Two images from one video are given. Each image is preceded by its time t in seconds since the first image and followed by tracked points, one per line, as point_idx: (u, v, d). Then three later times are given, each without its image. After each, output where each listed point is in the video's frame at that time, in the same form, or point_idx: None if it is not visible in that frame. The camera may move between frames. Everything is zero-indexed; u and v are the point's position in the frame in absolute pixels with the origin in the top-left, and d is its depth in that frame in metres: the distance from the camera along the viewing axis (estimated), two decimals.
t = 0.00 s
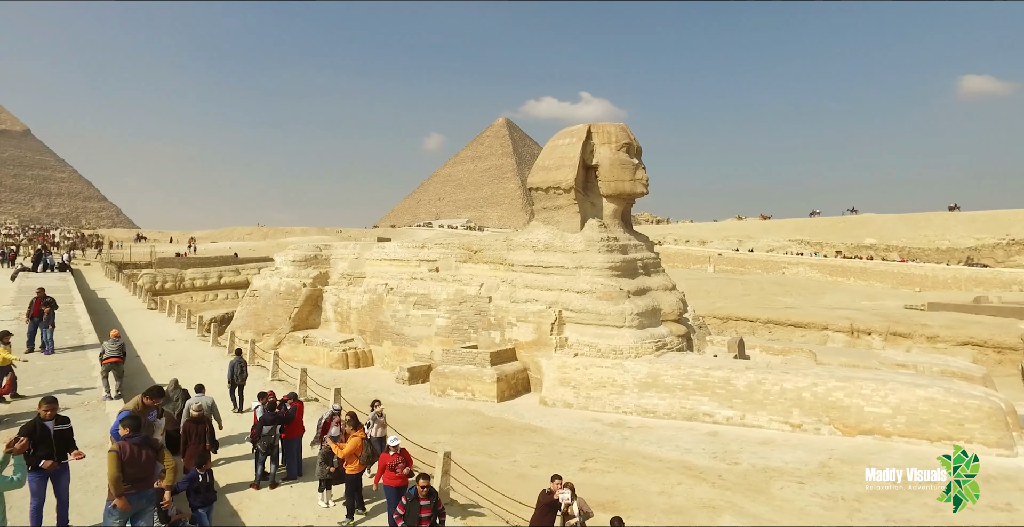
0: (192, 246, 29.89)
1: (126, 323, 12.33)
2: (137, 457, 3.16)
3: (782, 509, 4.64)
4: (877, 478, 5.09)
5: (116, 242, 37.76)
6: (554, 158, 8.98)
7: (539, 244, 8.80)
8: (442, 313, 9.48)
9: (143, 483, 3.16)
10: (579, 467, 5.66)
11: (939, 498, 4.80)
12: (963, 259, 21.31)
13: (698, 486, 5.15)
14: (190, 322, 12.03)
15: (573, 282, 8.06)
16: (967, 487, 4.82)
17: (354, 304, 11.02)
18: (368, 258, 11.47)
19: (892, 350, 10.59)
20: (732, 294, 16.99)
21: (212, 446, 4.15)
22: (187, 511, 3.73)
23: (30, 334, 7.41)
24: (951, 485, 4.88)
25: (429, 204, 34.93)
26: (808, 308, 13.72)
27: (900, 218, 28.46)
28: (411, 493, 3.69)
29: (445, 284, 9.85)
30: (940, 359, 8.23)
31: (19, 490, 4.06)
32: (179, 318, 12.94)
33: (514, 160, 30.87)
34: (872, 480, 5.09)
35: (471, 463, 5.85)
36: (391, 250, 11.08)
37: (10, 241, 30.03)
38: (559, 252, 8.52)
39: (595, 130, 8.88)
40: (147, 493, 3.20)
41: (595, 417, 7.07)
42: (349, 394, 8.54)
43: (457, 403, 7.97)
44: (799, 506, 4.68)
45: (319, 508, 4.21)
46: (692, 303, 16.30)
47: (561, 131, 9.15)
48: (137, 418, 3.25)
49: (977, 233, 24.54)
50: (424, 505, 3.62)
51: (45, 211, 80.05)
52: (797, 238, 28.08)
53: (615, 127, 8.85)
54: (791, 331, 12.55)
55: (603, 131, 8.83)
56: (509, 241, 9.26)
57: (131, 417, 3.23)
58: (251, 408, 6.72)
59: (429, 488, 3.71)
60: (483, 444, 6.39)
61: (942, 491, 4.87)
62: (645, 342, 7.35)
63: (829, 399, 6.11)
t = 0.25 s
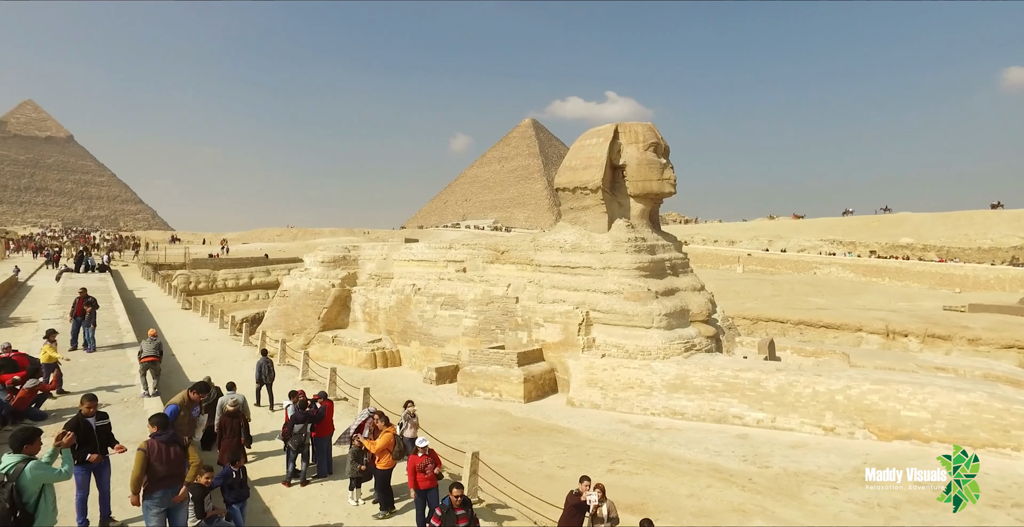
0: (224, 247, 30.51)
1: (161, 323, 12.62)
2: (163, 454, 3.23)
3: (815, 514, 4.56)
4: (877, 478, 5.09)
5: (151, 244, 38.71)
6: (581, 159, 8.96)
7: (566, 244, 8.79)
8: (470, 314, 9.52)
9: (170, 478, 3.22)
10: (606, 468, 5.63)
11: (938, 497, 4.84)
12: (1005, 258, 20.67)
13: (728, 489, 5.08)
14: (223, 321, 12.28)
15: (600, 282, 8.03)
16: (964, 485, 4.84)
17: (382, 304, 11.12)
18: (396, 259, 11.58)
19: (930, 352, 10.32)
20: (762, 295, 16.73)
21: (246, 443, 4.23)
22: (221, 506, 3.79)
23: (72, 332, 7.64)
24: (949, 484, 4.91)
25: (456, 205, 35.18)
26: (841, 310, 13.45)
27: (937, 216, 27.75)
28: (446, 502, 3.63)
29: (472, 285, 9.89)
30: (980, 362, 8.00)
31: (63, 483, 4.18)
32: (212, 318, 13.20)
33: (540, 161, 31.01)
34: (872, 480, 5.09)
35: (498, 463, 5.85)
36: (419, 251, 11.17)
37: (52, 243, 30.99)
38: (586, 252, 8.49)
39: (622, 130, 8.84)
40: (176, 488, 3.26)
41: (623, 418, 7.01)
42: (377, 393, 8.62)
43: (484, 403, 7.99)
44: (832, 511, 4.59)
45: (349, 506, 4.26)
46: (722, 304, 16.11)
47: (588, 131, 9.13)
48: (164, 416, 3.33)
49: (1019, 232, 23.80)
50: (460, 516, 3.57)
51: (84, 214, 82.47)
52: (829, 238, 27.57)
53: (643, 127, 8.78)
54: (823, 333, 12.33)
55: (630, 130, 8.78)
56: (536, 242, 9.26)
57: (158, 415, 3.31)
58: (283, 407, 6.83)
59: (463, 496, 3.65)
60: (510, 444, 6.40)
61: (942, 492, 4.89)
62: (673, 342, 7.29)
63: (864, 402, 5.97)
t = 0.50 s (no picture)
0: (256, 248, 31.12)
1: (197, 323, 12.91)
2: (191, 451, 3.30)
3: (850, 520, 4.47)
4: (877, 478, 5.17)
5: (187, 245, 39.66)
6: (609, 159, 8.93)
7: (595, 245, 8.76)
8: (498, 314, 9.54)
9: (201, 475, 3.29)
10: (635, 471, 5.59)
11: (938, 496, 4.89)
12: None
13: (760, 493, 5.01)
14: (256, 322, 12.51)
15: (628, 283, 7.99)
16: (964, 485, 4.89)
17: (411, 305, 11.21)
18: (424, 260, 11.66)
19: (971, 356, 10.03)
20: (794, 296, 16.44)
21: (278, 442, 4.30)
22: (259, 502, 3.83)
23: (113, 331, 7.86)
24: (950, 483, 4.96)
25: (484, 206, 35.39)
26: (876, 311, 13.16)
27: (978, 215, 26.96)
28: (483, 509, 3.57)
29: (500, 285, 9.91)
30: None
31: (105, 478, 4.30)
32: (245, 318, 13.45)
33: (568, 162, 31.11)
34: (872, 480, 5.17)
35: (527, 464, 5.85)
36: (447, 252, 11.23)
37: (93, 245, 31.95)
38: (615, 253, 8.45)
39: (651, 130, 8.77)
40: (209, 484, 3.31)
41: (653, 420, 6.95)
42: (406, 393, 8.69)
43: (512, 404, 8.00)
44: (868, 518, 4.50)
45: (379, 504, 4.31)
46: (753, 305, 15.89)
47: (616, 131, 9.09)
48: (193, 415, 3.41)
49: None
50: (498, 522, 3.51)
51: (123, 217, 84.82)
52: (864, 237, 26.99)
53: (671, 126, 8.70)
54: (858, 335, 12.08)
55: (658, 130, 8.71)
56: (564, 243, 9.24)
57: (188, 414, 3.40)
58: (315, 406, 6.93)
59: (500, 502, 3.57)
60: (538, 445, 6.40)
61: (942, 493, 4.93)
62: (703, 344, 7.22)
63: (901, 407, 5.83)
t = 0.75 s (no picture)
0: (288, 250, 31.67)
1: (231, 323, 13.17)
2: (225, 447, 3.37)
3: None
4: (876, 478, 5.19)
5: (221, 247, 40.53)
6: (637, 159, 8.88)
7: (623, 246, 8.71)
8: (526, 315, 9.54)
9: (235, 470, 3.35)
10: (664, 473, 5.54)
11: (938, 496, 4.91)
12: None
13: (792, 498, 4.92)
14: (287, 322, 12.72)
15: (657, 284, 7.93)
16: (964, 485, 4.90)
17: (439, 306, 11.27)
18: (452, 261, 11.73)
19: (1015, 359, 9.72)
20: (828, 297, 16.12)
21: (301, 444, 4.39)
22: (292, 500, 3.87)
23: (151, 331, 8.07)
24: (950, 483, 4.98)
25: (511, 207, 35.53)
26: (914, 313, 12.84)
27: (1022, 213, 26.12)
28: (522, 516, 3.56)
29: (528, 286, 9.91)
30: None
31: (144, 474, 4.41)
32: (277, 319, 13.67)
33: (596, 162, 31.14)
34: (872, 480, 5.19)
35: (555, 465, 5.84)
36: (475, 253, 11.28)
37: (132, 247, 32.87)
38: (643, 254, 8.40)
39: (680, 129, 8.69)
40: (243, 480, 3.37)
41: (682, 423, 6.87)
42: (435, 394, 8.74)
43: (540, 405, 7.99)
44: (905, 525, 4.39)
45: (408, 504, 4.34)
46: (785, 306, 15.64)
47: (644, 131, 9.03)
48: (230, 413, 3.50)
49: None
50: None
51: (160, 219, 87.00)
52: (901, 237, 26.36)
53: (700, 125, 8.61)
54: (895, 337, 11.80)
55: (687, 129, 8.63)
56: (592, 244, 9.21)
57: (224, 412, 3.49)
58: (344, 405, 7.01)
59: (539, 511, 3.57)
60: (566, 447, 6.38)
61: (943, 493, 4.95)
62: (733, 346, 7.13)
63: (941, 412, 5.66)
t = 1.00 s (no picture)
0: (317, 251, 32.11)
1: (263, 324, 13.40)
2: (268, 442, 3.41)
3: None
4: (877, 478, 5.23)
5: (253, 249, 41.30)
6: (665, 159, 8.81)
7: (651, 247, 8.65)
8: (553, 316, 9.53)
9: (278, 464, 3.41)
10: (693, 476, 5.48)
11: (939, 496, 4.96)
12: None
13: (825, 504, 4.83)
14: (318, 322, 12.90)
15: (686, 285, 7.85)
16: (964, 486, 4.95)
17: (467, 307, 11.31)
18: (480, 262, 11.77)
19: None
20: (863, 298, 15.77)
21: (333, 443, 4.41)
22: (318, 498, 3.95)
23: (186, 331, 8.24)
24: (950, 484, 5.03)
25: (538, 207, 35.57)
26: (954, 314, 12.50)
27: None
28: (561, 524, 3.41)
29: (556, 287, 9.90)
30: None
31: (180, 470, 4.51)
32: (307, 319, 13.86)
33: (624, 162, 31.05)
34: (873, 480, 5.23)
35: (583, 467, 5.81)
36: (502, 254, 11.29)
37: (168, 249, 33.67)
38: (672, 254, 8.33)
39: (708, 128, 8.60)
40: (282, 475, 3.42)
41: (712, 425, 6.78)
42: (462, 394, 8.78)
43: (568, 406, 7.96)
44: None
45: (436, 504, 4.37)
46: (818, 307, 15.36)
47: (672, 131, 8.96)
48: (271, 409, 3.55)
49: None
50: None
51: (194, 222, 88.98)
52: (940, 237, 25.68)
53: (729, 124, 8.50)
54: (935, 340, 11.50)
55: (716, 128, 8.53)
56: (620, 244, 9.17)
57: (266, 408, 3.53)
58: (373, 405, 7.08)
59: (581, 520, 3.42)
60: (594, 448, 6.35)
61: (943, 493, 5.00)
62: (764, 348, 7.03)
63: (983, 418, 5.49)
